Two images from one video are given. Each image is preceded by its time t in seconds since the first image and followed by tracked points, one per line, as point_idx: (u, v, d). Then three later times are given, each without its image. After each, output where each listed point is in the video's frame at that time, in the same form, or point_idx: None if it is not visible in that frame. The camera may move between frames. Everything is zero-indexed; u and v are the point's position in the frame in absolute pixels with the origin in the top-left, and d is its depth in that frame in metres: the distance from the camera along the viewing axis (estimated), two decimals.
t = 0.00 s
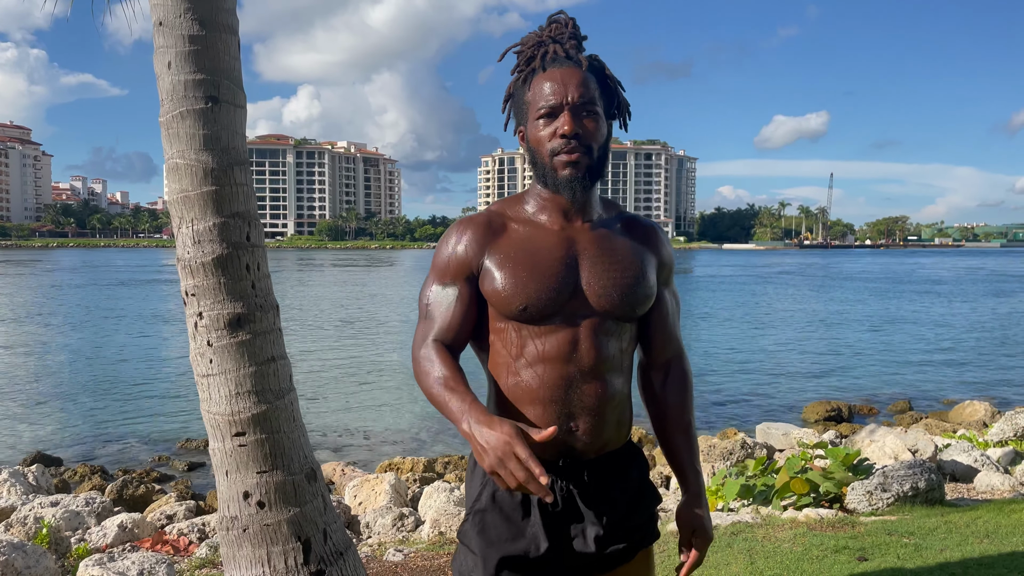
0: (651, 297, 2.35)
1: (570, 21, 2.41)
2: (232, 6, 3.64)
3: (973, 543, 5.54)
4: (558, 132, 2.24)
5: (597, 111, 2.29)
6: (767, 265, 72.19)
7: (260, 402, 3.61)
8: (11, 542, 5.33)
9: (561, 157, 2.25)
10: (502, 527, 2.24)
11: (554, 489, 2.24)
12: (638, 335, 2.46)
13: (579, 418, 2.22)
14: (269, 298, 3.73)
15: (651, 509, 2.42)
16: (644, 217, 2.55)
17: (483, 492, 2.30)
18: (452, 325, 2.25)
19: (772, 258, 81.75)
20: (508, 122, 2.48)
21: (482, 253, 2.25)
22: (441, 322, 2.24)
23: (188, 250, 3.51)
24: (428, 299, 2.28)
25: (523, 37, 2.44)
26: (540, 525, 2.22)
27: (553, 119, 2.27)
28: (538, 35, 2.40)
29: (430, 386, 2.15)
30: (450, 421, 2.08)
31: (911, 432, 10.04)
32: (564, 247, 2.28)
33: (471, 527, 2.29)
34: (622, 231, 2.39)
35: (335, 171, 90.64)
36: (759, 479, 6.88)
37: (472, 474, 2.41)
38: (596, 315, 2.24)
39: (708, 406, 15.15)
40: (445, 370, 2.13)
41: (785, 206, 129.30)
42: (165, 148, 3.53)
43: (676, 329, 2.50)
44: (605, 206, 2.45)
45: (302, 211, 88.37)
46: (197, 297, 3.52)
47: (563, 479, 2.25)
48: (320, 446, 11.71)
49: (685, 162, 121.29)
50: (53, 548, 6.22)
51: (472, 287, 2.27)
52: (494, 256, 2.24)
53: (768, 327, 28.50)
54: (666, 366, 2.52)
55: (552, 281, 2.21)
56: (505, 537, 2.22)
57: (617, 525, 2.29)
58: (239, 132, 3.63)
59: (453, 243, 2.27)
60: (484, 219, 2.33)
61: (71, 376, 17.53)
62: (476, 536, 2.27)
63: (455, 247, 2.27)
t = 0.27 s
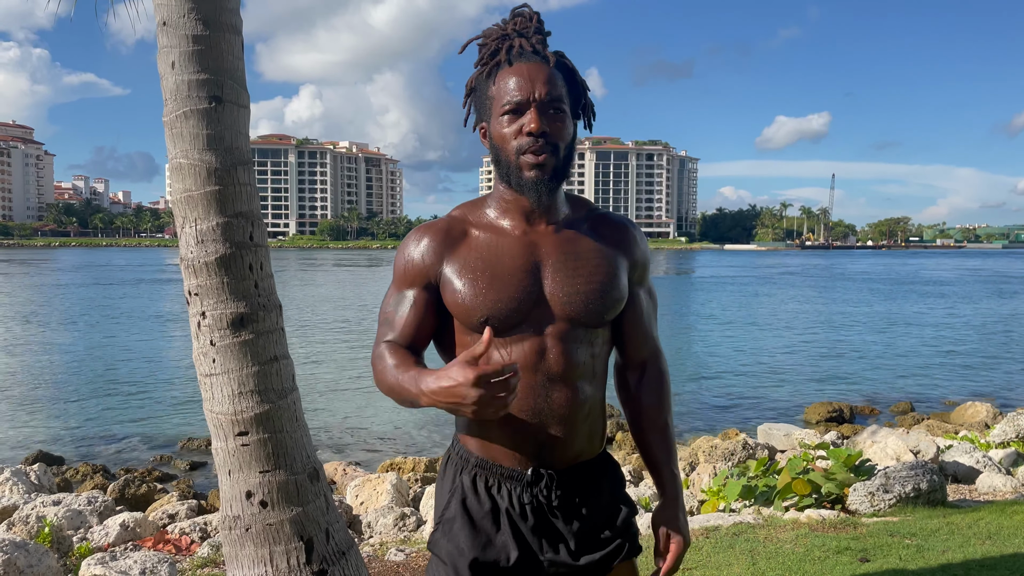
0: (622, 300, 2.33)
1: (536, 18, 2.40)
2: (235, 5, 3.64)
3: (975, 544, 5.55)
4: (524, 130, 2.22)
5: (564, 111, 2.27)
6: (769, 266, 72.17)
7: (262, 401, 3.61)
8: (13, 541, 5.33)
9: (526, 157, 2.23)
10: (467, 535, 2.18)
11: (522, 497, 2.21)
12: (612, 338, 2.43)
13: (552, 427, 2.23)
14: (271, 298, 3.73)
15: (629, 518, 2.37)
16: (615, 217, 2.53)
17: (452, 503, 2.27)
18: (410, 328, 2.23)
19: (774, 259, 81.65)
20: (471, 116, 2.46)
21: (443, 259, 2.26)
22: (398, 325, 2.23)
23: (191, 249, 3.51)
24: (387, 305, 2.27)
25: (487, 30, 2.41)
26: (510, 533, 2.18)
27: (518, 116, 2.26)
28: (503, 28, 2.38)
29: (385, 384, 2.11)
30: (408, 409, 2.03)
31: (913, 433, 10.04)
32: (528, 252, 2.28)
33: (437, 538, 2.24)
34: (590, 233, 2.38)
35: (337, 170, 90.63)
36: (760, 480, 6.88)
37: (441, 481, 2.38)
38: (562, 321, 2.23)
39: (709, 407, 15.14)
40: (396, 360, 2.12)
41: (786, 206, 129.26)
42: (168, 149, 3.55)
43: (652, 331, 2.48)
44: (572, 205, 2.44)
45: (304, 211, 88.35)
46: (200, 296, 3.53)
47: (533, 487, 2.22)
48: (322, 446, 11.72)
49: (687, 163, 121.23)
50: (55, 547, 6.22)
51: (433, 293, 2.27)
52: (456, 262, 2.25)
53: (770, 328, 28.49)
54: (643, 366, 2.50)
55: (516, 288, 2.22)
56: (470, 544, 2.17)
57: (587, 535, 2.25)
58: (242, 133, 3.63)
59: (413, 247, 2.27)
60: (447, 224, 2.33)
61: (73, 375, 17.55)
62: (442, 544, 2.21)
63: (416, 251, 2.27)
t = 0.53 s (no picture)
0: (614, 298, 2.25)
1: (522, 13, 2.31)
2: (242, 5, 3.65)
3: (980, 546, 5.54)
4: (507, 130, 2.15)
5: (549, 110, 2.20)
6: (773, 266, 72.10)
7: (267, 401, 3.62)
8: (19, 540, 5.34)
9: (510, 161, 2.17)
10: (456, 545, 2.23)
11: (511, 506, 2.21)
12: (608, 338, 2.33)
13: (541, 435, 2.16)
14: (277, 297, 3.74)
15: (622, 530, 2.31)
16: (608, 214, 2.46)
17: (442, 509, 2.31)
18: (393, 337, 2.19)
19: (777, 260, 81.51)
20: (455, 116, 2.39)
21: (426, 266, 2.22)
22: (379, 335, 2.19)
23: (197, 249, 3.52)
24: (368, 313, 2.23)
25: (471, 27, 2.33)
26: (498, 543, 2.21)
27: (501, 115, 2.19)
28: (486, 25, 2.30)
29: (367, 398, 2.09)
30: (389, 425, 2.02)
31: (918, 434, 10.03)
32: (513, 256, 2.23)
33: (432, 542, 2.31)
34: (582, 235, 2.32)
35: (341, 171, 90.75)
36: (764, 481, 6.88)
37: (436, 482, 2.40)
38: (550, 324, 2.17)
39: (713, 408, 15.13)
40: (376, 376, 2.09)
41: (790, 207, 129.10)
42: (174, 148, 3.55)
43: (651, 329, 2.37)
44: (560, 205, 2.38)
45: (307, 211, 88.48)
46: (205, 296, 3.53)
47: (520, 496, 2.21)
48: (325, 446, 11.74)
49: (690, 163, 121.18)
50: (59, 545, 6.23)
51: (417, 300, 2.23)
52: (440, 269, 2.22)
53: (773, 329, 28.47)
54: (643, 366, 2.36)
55: (501, 293, 2.18)
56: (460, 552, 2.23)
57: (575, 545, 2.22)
58: (247, 134, 3.64)
59: (397, 256, 2.24)
60: (431, 230, 2.29)
61: (77, 374, 17.61)
62: (436, 551, 2.28)
63: (399, 259, 2.24)
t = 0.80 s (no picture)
0: (633, 307, 2.12)
1: (540, 12, 2.26)
2: (249, 5, 3.65)
3: (987, 548, 5.52)
4: (516, 134, 2.13)
5: (559, 111, 2.15)
6: (779, 267, 71.98)
7: (274, 401, 3.62)
8: (26, 538, 5.35)
9: (519, 162, 2.13)
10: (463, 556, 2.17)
11: (518, 521, 2.12)
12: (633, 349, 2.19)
13: (547, 446, 2.09)
14: (284, 296, 3.74)
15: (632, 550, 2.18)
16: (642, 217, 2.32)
17: (451, 519, 2.25)
18: (416, 346, 2.23)
19: (783, 260, 81.37)
20: (473, 119, 2.37)
21: (443, 272, 2.23)
22: (404, 344, 2.23)
23: (204, 248, 3.53)
24: (397, 323, 2.27)
25: (488, 28, 2.30)
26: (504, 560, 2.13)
27: (511, 118, 2.16)
28: (503, 23, 2.26)
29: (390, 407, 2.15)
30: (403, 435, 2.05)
31: (924, 436, 10.00)
32: (527, 261, 2.19)
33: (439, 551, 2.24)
34: (602, 238, 2.21)
35: (346, 171, 90.99)
36: (770, 482, 6.84)
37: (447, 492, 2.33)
38: (562, 332, 2.09)
39: (718, 409, 15.11)
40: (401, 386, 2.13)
41: (796, 208, 128.89)
42: (182, 149, 3.56)
43: (680, 338, 2.17)
44: (582, 209, 2.29)
45: (313, 211, 88.71)
46: (213, 295, 3.54)
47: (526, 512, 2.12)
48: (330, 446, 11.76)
49: (696, 163, 121.04)
50: (66, 544, 6.24)
51: (438, 310, 2.24)
52: (455, 276, 2.21)
53: (779, 330, 28.40)
54: (670, 381, 2.19)
55: (513, 300, 2.14)
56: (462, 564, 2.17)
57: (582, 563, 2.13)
58: (254, 134, 3.64)
59: (419, 263, 2.27)
60: (450, 236, 2.30)
61: (84, 373, 17.69)
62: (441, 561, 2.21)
63: (421, 269, 2.27)
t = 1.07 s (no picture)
0: (666, 314, 2.02)
1: (581, 14, 2.26)
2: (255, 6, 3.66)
3: (993, 549, 5.51)
4: (545, 137, 2.12)
5: (591, 111, 2.11)
6: (784, 267, 71.86)
7: (279, 401, 3.63)
8: (32, 537, 5.37)
9: (548, 164, 2.12)
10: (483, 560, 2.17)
11: (541, 531, 2.12)
12: (671, 358, 2.08)
13: (568, 456, 2.06)
14: (289, 296, 3.75)
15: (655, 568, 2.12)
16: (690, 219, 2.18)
17: (474, 522, 2.27)
18: (457, 346, 2.27)
19: (788, 261, 81.24)
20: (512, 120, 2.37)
21: (480, 273, 2.24)
22: (448, 344, 2.28)
23: (210, 248, 3.54)
24: (441, 323, 2.31)
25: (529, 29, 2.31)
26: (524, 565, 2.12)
27: (542, 121, 2.15)
28: (543, 25, 2.27)
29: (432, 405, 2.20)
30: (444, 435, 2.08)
31: (930, 436, 9.97)
32: (558, 264, 2.15)
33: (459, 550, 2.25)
34: (638, 243, 2.12)
35: (351, 171, 91.20)
36: (775, 482, 6.82)
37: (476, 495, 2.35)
38: (590, 339, 2.05)
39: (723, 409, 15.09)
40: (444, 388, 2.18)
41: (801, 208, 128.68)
42: (188, 149, 3.57)
43: (724, 346, 2.00)
44: (621, 212, 2.22)
45: (318, 211, 88.91)
46: (218, 295, 3.55)
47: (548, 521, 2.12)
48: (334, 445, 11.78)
49: (701, 163, 120.93)
50: (72, 543, 6.26)
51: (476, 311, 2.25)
52: (491, 276, 2.21)
53: (783, 330, 28.34)
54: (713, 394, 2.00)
55: (545, 303, 2.11)
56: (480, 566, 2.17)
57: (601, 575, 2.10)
58: (260, 134, 3.65)
59: (460, 264, 2.29)
60: (490, 236, 2.30)
61: (90, 373, 17.75)
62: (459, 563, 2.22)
63: (461, 270, 2.29)
